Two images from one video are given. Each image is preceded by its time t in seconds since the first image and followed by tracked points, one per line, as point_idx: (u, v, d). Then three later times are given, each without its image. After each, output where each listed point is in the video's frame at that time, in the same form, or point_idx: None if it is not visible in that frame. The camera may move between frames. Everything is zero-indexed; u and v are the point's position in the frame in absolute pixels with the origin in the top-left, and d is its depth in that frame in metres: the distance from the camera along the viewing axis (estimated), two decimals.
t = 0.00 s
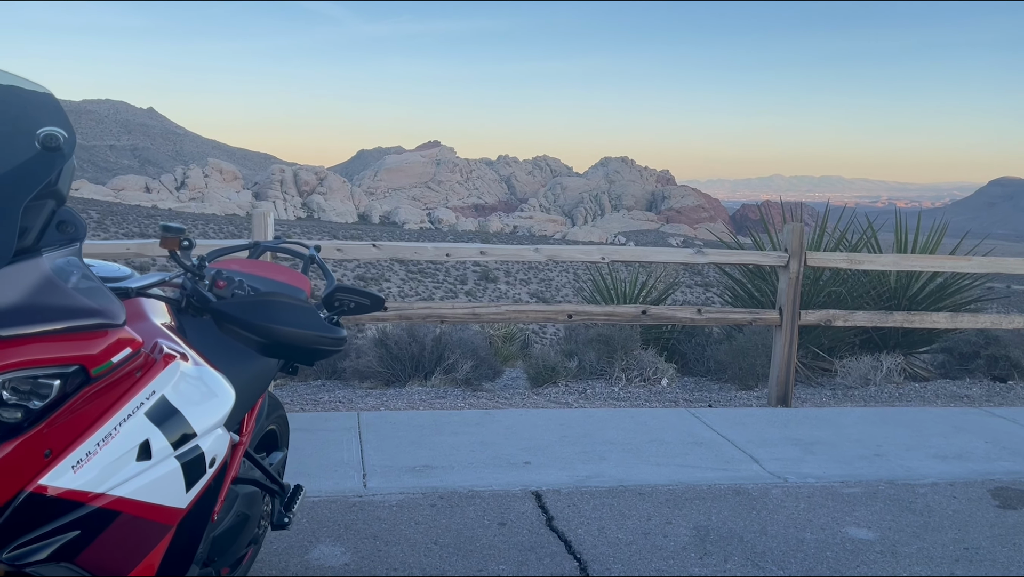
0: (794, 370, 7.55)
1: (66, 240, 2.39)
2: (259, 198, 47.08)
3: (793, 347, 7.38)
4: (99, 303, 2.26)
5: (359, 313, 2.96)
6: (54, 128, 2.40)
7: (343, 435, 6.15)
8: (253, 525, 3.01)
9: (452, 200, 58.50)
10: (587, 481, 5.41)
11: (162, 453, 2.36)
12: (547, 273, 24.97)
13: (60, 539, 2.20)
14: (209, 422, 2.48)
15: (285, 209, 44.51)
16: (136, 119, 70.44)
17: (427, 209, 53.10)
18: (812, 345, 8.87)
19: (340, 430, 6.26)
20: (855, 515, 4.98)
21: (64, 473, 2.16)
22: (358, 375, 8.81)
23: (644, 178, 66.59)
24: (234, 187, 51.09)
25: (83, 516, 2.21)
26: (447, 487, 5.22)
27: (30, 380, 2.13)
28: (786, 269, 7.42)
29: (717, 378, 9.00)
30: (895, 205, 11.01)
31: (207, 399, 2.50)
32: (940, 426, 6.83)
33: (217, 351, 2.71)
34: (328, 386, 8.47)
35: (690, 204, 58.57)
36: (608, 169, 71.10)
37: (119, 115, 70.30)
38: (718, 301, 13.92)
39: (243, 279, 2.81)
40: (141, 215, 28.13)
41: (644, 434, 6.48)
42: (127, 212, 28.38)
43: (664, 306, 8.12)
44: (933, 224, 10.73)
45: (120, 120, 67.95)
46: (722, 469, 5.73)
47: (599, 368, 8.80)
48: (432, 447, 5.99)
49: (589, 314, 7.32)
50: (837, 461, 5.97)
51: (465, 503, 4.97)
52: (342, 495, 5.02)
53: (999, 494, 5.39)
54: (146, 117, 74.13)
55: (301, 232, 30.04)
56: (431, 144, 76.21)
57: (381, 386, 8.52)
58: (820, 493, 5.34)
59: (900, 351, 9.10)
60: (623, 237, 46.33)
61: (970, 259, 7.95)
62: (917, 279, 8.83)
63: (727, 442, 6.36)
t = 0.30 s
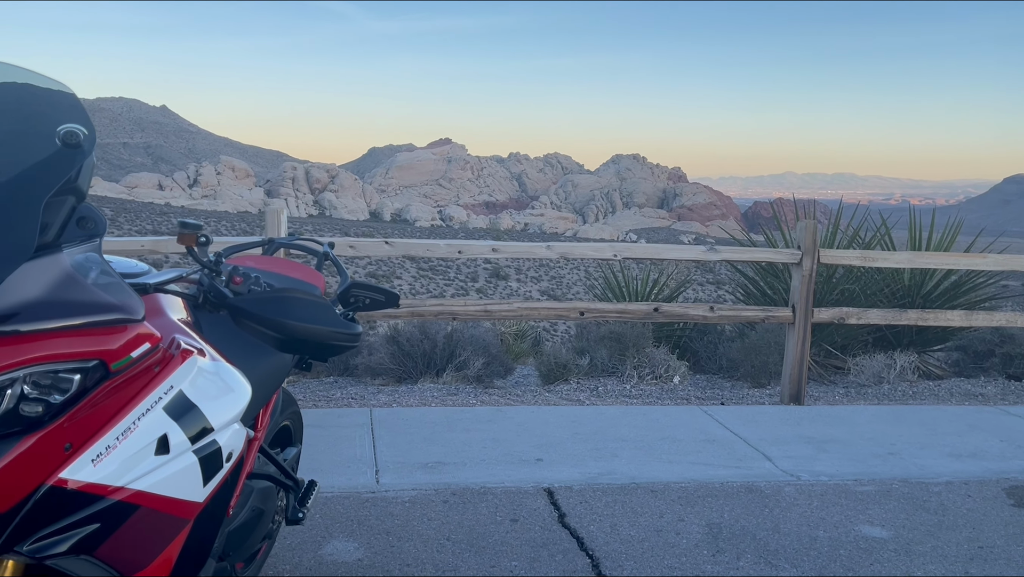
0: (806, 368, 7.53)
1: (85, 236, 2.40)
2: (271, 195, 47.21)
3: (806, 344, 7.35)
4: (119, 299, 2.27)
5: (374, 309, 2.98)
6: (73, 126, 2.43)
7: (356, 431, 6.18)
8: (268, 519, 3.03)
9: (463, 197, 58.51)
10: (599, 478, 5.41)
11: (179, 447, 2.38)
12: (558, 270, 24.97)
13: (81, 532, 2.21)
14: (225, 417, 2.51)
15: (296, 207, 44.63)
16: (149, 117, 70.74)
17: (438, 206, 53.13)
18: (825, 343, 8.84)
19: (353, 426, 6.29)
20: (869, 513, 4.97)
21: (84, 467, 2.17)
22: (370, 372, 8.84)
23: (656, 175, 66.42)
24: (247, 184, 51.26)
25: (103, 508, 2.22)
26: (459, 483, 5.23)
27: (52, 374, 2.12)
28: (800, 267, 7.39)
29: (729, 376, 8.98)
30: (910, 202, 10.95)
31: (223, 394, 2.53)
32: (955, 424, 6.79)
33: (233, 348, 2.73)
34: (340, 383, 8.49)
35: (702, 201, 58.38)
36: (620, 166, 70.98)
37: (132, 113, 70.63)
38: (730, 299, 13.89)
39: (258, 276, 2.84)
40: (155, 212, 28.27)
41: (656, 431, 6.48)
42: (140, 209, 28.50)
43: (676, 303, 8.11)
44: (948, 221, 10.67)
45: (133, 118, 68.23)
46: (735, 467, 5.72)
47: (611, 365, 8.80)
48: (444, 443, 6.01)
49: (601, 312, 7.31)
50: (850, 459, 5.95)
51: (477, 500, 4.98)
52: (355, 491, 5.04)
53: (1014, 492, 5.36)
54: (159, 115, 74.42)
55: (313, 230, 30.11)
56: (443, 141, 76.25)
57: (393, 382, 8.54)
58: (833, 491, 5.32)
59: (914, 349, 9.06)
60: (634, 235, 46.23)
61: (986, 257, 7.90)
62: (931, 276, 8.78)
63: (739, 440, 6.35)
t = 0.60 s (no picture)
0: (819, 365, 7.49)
1: (103, 231, 2.43)
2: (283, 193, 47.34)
3: (818, 342, 7.32)
4: (136, 293, 2.29)
5: (388, 305, 2.99)
6: (91, 121, 2.44)
7: (369, 428, 6.19)
8: (281, 514, 3.04)
9: (475, 195, 58.53)
10: (611, 475, 5.41)
11: (196, 441, 2.39)
12: (568, 268, 24.95)
13: (98, 525, 2.21)
14: (241, 412, 2.53)
15: (308, 204, 44.73)
16: (161, 115, 71.03)
17: (449, 204, 53.15)
18: (838, 341, 8.81)
19: (365, 423, 6.30)
20: (883, 511, 4.95)
21: (102, 460, 2.18)
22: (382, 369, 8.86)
23: (667, 173, 66.27)
24: (259, 182, 51.41)
25: (120, 502, 2.23)
26: (471, 480, 5.24)
27: (70, 367, 2.14)
28: (813, 264, 7.36)
29: (741, 373, 8.95)
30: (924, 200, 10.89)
31: (238, 388, 2.55)
32: (969, 422, 6.75)
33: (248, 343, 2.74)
34: (351, 379, 8.51)
35: (714, 199, 58.19)
36: (631, 164, 70.84)
37: (145, 111, 70.96)
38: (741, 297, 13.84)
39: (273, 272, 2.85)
40: (167, 209, 28.39)
41: (668, 428, 6.47)
42: (152, 206, 28.63)
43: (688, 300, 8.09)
44: (963, 219, 10.61)
45: (146, 116, 68.52)
46: (747, 465, 5.71)
47: (622, 363, 8.79)
48: (456, 440, 6.02)
49: (613, 309, 7.31)
50: (863, 457, 5.93)
51: (489, 496, 4.98)
52: (368, 486, 5.05)
53: None
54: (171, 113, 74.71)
55: (323, 228, 30.16)
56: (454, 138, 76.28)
57: (404, 379, 8.56)
58: (846, 489, 5.30)
59: (928, 347, 9.02)
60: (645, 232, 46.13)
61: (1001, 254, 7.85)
62: (945, 274, 8.73)
63: (752, 437, 6.33)
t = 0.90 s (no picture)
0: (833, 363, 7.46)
1: (123, 226, 2.42)
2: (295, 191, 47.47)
3: (832, 340, 7.28)
4: (155, 288, 2.31)
5: (403, 301, 3.00)
6: (111, 117, 2.45)
7: (381, 424, 6.20)
8: (296, 510, 3.05)
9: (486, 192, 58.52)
10: (623, 473, 5.41)
11: (213, 436, 2.40)
12: (580, 265, 24.92)
13: (118, 519, 2.22)
14: (257, 407, 2.55)
15: (320, 202, 44.83)
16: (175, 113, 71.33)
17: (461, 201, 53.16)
18: (851, 339, 8.78)
19: (377, 419, 6.31)
20: (897, 509, 4.93)
21: (122, 453, 2.20)
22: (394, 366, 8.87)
23: (679, 170, 66.08)
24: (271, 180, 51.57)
25: (140, 495, 2.24)
26: (484, 476, 5.24)
27: (91, 362, 2.15)
28: (826, 261, 7.31)
29: (754, 371, 8.93)
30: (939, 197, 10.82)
31: (255, 383, 2.56)
32: (985, 421, 6.71)
33: (265, 338, 2.76)
34: (363, 376, 8.53)
35: (726, 196, 57.98)
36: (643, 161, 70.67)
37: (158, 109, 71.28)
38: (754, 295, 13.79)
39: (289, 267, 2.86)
40: (180, 207, 28.50)
41: (680, 426, 6.45)
42: (165, 204, 28.75)
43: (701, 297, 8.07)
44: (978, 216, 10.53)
45: (159, 114, 68.83)
46: (761, 463, 5.69)
47: (634, 360, 8.77)
48: (468, 436, 6.02)
49: (625, 306, 7.29)
50: (877, 455, 5.90)
51: (502, 493, 4.99)
52: (381, 483, 5.06)
53: None
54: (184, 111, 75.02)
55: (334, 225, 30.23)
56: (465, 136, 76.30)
57: (416, 376, 8.57)
58: (860, 488, 5.28)
59: (943, 345, 8.96)
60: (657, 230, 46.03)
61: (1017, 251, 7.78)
62: (961, 271, 8.67)
63: (765, 435, 6.31)
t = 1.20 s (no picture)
0: (847, 361, 7.42)
1: (142, 221, 2.45)
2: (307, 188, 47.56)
3: (846, 338, 7.25)
4: (174, 283, 2.32)
5: (418, 297, 3.01)
6: (132, 113, 2.47)
7: (394, 421, 6.21)
8: (311, 505, 3.06)
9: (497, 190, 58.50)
10: (636, 470, 5.40)
11: (230, 431, 2.41)
12: (591, 263, 24.87)
13: (137, 512, 2.23)
14: (274, 402, 2.56)
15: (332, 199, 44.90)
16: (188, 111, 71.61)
17: (472, 199, 53.16)
18: (865, 337, 8.75)
19: (390, 416, 6.32)
20: (912, 508, 4.90)
21: (141, 447, 2.21)
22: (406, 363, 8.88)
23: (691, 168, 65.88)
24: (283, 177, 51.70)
25: (158, 489, 2.25)
26: (496, 473, 5.25)
27: (111, 356, 2.15)
28: (841, 259, 7.27)
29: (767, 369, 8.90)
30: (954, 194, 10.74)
31: (272, 378, 2.58)
32: (1000, 420, 6.66)
33: (282, 333, 2.77)
34: (376, 373, 8.55)
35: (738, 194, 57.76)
36: (655, 159, 70.49)
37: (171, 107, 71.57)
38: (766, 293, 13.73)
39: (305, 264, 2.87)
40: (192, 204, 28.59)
41: (693, 424, 6.43)
42: (177, 201, 28.85)
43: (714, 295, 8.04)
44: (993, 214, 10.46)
45: (172, 112, 69.11)
46: (774, 461, 5.67)
47: (647, 358, 8.75)
48: (481, 434, 6.02)
49: (637, 304, 7.27)
50: (892, 454, 5.87)
51: (515, 490, 4.98)
52: (393, 479, 5.07)
53: None
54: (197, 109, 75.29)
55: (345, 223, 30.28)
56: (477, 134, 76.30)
57: (429, 373, 8.58)
58: (875, 486, 5.25)
59: (958, 343, 8.90)
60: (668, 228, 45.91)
61: None
62: (976, 269, 8.60)
63: (779, 433, 6.29)
